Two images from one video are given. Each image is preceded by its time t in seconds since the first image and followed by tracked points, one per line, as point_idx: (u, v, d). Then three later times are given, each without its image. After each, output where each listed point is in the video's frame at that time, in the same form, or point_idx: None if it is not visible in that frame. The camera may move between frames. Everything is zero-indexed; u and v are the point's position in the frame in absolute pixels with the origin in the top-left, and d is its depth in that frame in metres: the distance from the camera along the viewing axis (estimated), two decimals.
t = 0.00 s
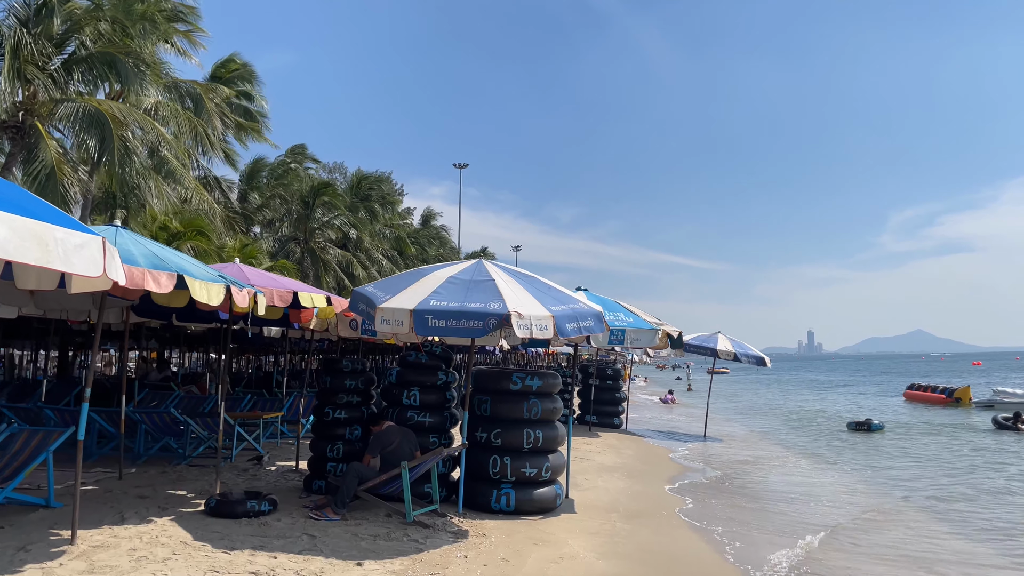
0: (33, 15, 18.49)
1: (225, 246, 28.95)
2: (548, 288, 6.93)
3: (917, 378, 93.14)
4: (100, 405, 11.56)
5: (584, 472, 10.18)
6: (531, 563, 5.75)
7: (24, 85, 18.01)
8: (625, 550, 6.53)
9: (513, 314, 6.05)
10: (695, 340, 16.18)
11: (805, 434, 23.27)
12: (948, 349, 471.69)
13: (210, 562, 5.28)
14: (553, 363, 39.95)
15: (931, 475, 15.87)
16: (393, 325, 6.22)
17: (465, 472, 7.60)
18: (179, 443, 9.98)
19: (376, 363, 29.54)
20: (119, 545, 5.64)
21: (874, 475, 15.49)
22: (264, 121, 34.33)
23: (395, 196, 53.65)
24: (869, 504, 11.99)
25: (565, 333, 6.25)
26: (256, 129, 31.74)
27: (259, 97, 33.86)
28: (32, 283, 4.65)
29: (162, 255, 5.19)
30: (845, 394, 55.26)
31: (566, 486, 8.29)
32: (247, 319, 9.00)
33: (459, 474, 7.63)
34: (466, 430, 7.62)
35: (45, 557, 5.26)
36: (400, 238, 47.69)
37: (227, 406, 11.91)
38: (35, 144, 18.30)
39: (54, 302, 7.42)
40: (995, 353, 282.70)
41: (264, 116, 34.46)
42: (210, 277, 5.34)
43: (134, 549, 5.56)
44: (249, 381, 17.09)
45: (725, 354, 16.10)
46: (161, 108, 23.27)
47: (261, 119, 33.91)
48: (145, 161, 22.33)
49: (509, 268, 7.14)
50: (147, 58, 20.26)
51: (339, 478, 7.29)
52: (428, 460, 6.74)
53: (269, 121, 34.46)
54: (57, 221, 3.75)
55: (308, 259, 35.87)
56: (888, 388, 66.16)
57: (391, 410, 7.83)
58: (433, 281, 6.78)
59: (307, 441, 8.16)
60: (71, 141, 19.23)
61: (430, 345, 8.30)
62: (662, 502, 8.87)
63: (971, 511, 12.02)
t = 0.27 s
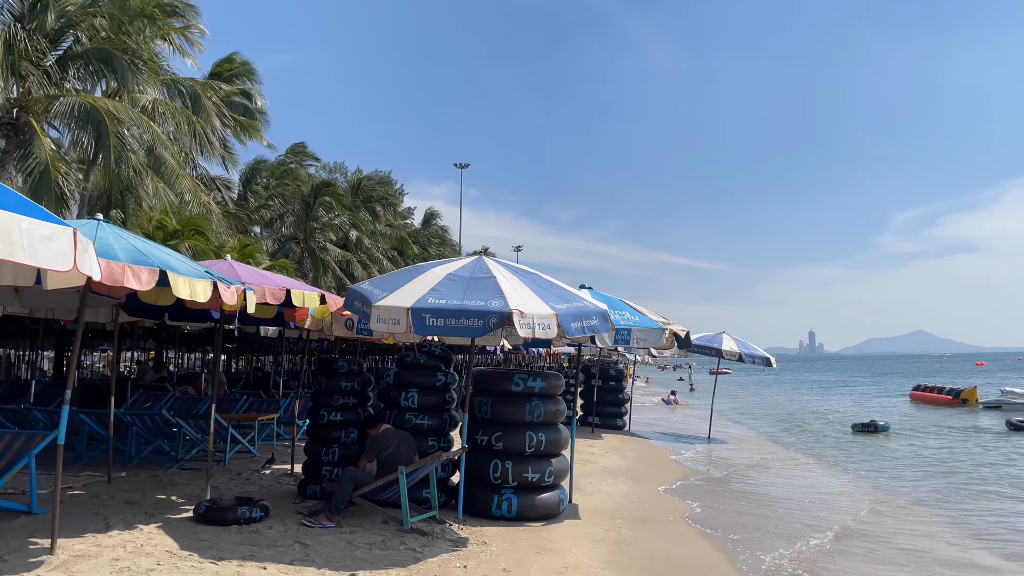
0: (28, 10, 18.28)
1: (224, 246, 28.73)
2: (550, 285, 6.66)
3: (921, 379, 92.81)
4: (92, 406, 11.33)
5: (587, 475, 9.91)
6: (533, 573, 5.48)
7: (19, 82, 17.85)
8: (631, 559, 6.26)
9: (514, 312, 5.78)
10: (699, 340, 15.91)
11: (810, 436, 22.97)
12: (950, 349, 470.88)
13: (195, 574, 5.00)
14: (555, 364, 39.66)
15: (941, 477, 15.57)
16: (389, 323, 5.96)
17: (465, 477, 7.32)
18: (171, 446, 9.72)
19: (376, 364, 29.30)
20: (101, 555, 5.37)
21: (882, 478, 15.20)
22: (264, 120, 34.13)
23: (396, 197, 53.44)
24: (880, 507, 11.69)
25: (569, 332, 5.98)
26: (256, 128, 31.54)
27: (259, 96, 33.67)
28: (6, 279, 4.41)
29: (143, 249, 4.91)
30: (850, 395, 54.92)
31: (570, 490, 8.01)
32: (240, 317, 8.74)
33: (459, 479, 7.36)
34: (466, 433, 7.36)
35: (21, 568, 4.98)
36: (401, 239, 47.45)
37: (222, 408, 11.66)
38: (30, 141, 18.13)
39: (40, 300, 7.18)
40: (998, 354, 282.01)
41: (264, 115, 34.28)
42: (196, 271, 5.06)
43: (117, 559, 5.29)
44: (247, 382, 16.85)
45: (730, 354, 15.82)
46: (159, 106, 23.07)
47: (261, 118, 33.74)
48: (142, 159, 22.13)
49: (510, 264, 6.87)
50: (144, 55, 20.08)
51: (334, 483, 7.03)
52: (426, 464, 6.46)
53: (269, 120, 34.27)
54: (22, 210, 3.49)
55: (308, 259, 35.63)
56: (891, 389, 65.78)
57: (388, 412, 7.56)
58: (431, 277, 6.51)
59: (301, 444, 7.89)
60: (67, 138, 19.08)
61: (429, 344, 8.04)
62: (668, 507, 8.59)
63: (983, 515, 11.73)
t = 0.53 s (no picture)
0: (24, 5, 18.03)
1: (224, 245, 28.51)
2: (558, 282, 6.41)
3: (924, 380, 92.43)
4: (87, 408, 11.09)
5: (594, 479, 9.64)
6: None
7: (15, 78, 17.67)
8: (643, 567, 6.01)
9: (521, 310, 5.53)
10: (705, 340, 15.65)
11: (816, 438, 22.68)
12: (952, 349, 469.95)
13: None
14: (557, 364, 39.40)
15: (953, 480, 15.26)
16: (391, 322, 5.71)
17: (468, 481, 7.06)
18: (167, 448, 9.47)
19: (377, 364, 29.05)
20: (88, 564, 5.12)
21: (893, 480, 14.92)
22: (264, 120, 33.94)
23: (397, 197, 53.22)
24: (893, 510, 11.43)
25: (578, 331, 5.73)
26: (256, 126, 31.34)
27: (259, 95, 33.47)
28: None
29: (131, 244, 4.66)
30: (853, 396, 54.59)
31: (577, 495, 7.75)
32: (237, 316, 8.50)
33: (463, 483, 7.11)
34: (470, 435, 7.11)
35: None
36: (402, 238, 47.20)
37: (220, 409, 11.42)
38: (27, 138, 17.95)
39: (29, 298, 6.94)
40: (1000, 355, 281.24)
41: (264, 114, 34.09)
42: (187, 267, 4.81)
43: (104, 569, 5.04)
44: (246, 382, 16.63)
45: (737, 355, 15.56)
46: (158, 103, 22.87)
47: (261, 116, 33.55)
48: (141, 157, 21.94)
49: (516, 261, 6.62)
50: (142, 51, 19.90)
51: (333, 488, 6.78)
52: (428, 469, 6.21)
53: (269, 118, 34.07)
54: None
55: (309, 259, 35.40)
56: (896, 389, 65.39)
57: (389, 414, 7.31)
58: (434, 274, 6.26)
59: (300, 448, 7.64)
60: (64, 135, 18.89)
61: (431, 344, 7.79)
62: (678, 511, 8.33)
63: (999, 519, 11.43)
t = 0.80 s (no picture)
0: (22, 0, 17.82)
1: (224, 244, 28.28)
2: (570, 280, 6.15)
3: (927, 380, 92.09)
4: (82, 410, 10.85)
5: (603, 484, 9.36)
6: None
7: (13, 74, 17.48)
8: None
9: (533, 310, 5.27)
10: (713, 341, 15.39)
11: (824, 439, 22.40)
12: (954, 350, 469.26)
13: None
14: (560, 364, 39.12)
15: (966, 482, 14.98)
16: (396, 322, 5.46)
17: (475, 488, 6.80)
18: (164, 451, 9.22)
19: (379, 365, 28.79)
20: None
21: (905, 483, 14.64)
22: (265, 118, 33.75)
23: (399, 196, 52.96)
24: (908, 515, 11.17)
25: (592, 333, 5.46)
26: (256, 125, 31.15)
27: (259, 93, 33.27)
28: None
29: (122, 239, 4.40)
30: (857, 396, 54.29)
31: (588, 501, 7.49)
32: (236, 316, 8.26)
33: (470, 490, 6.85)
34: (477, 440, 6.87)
35: None
36: (404, 238, 46.95)
37: (219, 411, 11.17)
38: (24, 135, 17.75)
39: (20, 297, 6.69)
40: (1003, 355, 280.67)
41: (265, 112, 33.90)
42: (182, 265, 4.55)
43: None
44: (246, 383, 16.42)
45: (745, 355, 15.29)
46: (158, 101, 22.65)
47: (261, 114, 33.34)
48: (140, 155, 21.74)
49: (527, 259, 6.36)
50: (142, 48, 19.68)
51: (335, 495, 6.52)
52: (435, 475, 5.96)
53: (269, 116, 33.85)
54: None
55: (310, 258, 35.15)
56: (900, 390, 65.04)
57: (393, 418, 7.06)
58: (441, 272, 6.00)
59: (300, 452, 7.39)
60: (62, 132, 18.68)
61: (436, 344, 7.55)
62: (692, 518, 8.06)
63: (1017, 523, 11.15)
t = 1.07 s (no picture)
0: None
1: (224, 244, 28.07)
2: (578, 282, 5.92)
3: (930, 380, 91.79)
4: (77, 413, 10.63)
5: (609, 490, 9.12)
6: None
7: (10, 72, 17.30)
8: None
9: (540, 313, 5.05)
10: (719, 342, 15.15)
11: (830, 442, 22.15)
12: (956, 350, 468.25)
13: None
14: (562, 365, 38.87)
15: (977, 487, 14.71)
16: (397, 327, 5.23)
17: (479, 497, 6.57)
18: (159, 456, 9.00)
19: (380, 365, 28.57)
20: None
21: (916, 487, 14.40)
22: (265, 118, 33.58)
23: (400, 196, 52.74)
24: (920, 521, 10.94)
25: (602, 337, 5.24)
26: (256, 124, 30.96)
27: (260, 92, 33.08)
28: None
29: (107, 240, 4.17)
30: (860, 396, 54.02)
31: (594, 510, 7.25)
32: (232, 319, 8.04)
33: (473, 499, 6.62)
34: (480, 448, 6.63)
35: None
36: (406, 237, 46.72)
37: (216, 414, 10.95)
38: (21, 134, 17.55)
39: (7, 299, 6.48)
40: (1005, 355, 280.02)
41: (265, 111, 33.72)
42: (172, 267, 4.33)
43: None
44: (245, 385, 16.19)
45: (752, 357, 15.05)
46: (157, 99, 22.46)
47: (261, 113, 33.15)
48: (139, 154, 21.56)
49: (532, 260, 6.12)
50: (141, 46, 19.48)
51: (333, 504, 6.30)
52: (437, 485, 5.73)
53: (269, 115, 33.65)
54: None
55: (311, 258, 34.93)
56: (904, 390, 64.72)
57: (394, 424, 6.84)
58: (443, 273, 5.76)
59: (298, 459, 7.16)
60: (60, 131, 18.49)
61: (438, 348, 7.32)
62: (701, 527, 7.83)
63: None
